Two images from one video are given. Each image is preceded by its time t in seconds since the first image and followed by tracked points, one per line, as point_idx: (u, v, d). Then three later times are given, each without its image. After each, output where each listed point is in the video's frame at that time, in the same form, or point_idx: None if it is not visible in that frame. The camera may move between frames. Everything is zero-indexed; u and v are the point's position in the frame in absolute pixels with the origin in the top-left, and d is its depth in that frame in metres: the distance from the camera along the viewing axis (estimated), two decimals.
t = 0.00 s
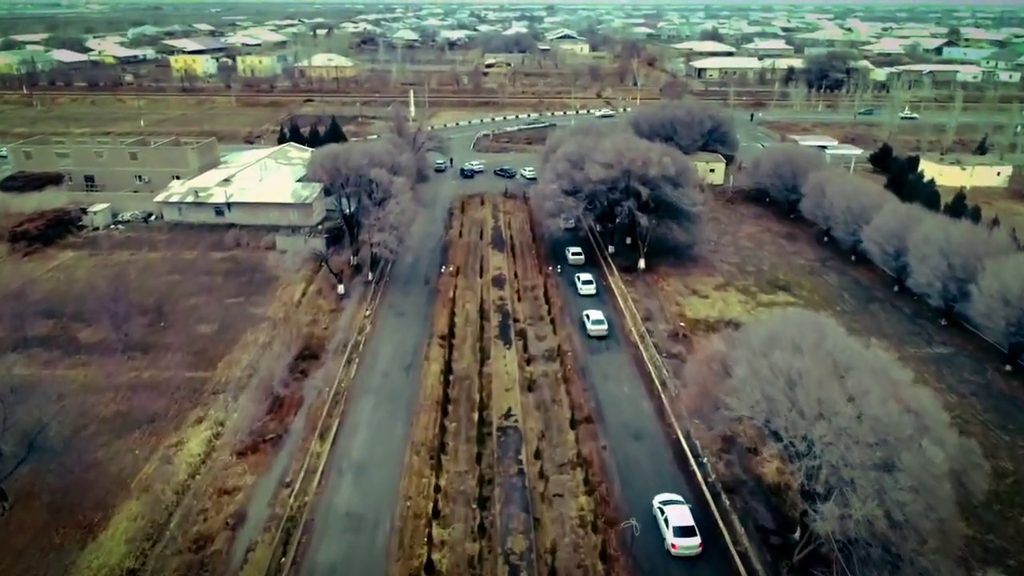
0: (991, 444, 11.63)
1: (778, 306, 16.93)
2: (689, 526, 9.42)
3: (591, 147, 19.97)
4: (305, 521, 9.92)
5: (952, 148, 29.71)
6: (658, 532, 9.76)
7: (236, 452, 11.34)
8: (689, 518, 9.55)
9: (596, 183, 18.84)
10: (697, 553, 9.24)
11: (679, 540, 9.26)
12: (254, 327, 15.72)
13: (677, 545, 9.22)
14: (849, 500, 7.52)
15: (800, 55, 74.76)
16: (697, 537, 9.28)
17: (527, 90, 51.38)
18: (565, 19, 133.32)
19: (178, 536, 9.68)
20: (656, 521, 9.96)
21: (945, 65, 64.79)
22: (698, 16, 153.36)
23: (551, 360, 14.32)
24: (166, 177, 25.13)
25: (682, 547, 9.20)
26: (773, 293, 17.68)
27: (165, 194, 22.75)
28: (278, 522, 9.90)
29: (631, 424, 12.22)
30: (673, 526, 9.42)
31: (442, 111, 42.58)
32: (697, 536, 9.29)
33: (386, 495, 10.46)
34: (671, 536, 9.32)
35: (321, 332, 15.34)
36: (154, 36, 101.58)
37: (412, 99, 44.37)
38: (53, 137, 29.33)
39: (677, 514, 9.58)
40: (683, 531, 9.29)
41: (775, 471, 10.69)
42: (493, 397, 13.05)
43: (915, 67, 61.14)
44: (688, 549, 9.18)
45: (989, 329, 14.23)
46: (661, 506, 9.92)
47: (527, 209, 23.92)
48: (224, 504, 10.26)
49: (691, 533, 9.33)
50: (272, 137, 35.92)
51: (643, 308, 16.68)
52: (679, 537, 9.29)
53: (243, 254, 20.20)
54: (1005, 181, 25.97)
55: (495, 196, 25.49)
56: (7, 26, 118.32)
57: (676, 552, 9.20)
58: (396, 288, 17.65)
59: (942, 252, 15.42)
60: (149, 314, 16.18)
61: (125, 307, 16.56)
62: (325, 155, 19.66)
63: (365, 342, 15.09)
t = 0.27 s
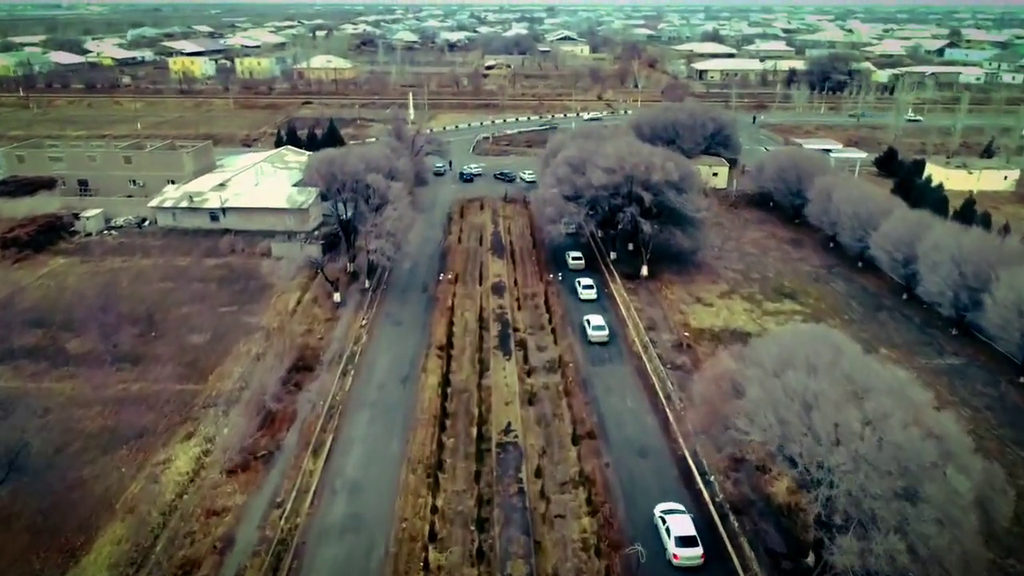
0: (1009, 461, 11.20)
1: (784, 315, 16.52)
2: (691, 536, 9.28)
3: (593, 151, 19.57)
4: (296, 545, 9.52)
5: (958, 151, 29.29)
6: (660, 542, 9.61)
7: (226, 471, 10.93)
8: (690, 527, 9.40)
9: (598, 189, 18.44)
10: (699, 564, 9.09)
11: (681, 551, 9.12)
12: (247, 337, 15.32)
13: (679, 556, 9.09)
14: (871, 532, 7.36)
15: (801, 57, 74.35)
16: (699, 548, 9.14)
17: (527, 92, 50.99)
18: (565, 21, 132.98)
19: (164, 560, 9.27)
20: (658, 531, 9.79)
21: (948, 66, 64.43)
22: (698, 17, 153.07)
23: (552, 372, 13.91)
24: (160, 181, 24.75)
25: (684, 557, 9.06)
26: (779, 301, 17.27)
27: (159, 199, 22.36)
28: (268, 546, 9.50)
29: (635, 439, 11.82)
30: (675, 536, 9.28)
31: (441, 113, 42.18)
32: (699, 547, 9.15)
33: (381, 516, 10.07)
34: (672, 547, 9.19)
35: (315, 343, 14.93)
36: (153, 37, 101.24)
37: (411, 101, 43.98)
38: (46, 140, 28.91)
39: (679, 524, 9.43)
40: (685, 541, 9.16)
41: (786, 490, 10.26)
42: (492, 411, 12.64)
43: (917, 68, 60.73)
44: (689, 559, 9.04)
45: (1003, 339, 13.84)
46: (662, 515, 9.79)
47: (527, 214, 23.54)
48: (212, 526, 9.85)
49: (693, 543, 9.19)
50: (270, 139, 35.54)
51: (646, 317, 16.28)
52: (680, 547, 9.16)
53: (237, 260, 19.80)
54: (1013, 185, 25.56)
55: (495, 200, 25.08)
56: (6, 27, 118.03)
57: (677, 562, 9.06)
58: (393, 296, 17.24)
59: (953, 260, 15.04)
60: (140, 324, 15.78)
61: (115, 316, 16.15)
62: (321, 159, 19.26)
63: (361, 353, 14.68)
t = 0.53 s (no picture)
0: None
1: (791, 324, 16.12)
2: (691, 547, 9.09)
3: (594, 156, 19.19)
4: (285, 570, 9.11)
5: (964, 154, 28.91)
6: (660, 552, 9.44)
7: (214, 491, 10.52)
8: (689, 537, 9.23)
9: (599, 195, 18.06)
10: None
11: (682, 561, 8.93)
12: (239, 348, 14.91)
13: (680, 566, 8.89)
14: (895, 570, 7.28)
15: (802, 59, 74.01)
16: (699, 559, 8.95)
17: (527, 94, 50.63)
18: (565, 22, 132.69)
19: None
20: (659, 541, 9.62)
21: (950, 68, 64.07)
22: (698, 19, 152.84)
23: (553, 385, 13.51)
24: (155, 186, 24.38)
25: (685, 568, 8.87)
26: (785, 309, 16.87)
27: (152, 205, 21.98)
28: (256, 571, 9.09)
29: (639, 456, 11.41)
30: (675, 547, 9.10)
31: (440, 116, 41.80)
32: (699, 558, 8.96)
33: (375, 539, 9.67)
34: (672, 558, 9.00)
35: (309, 355, 14.52)
36: (152, 39, 100.95)
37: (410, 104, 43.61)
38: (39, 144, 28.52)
39: (679, 534, 9.25)
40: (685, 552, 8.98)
41: (796, 512, 9.85)
42: (491, 426, 12.23)
43: (919, 71, 60.37)
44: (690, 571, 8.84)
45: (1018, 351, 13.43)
46: (662, 524, 9.63)
47: (527, 219, 23.15)
48: (198, 550, 9.44)
49: (693, 554, 9.00)
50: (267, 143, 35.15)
51: (649, 326, 15.88)
52: (680, 558, 8.96)
53: (231, 267, 19.41)
54: (1020, 190, 25.16)
55: (494, 205, 24.70)
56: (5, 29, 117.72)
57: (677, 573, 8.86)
58: (389, 305, 16.84)
59: (965, 269, 14.65)
60: (130, 334, 15.38)
61: (105, 326, 15.75)
62: (317, 165, 18.88)
63: (356, 365, 14.26)
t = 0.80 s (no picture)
0: None
1: (798, 335, 15.67)
2: (691, 560, 8.88)
3: (595, 162, 18.75)
4: None
5: (970, 158, 28.46)
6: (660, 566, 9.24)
7: (199, 514, 10.06)
8: (691, 551, 9.01)
9: (600, 202, 17.63)
10: None
11: None
12: (230, 361, 14.46)
13: None
14: None
15: (803, 61, 73.67)
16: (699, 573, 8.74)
17: (527, 97, 50.23)
18: (565, 25, 132.32)
19: None
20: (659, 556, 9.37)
21: (952, 70, 63.66)
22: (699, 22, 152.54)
23: (553, 400, 13.05)
24: (147, 191, 23.95)
25: None
26: (791, 319, 16.41)
27: (144, 211, 21.54)
28: None
29: (643, 477, 10.93)
30: (674, 560, 8.90)
31: (439, 119, 41.38)
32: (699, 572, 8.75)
33: (367, 565, 9.20)
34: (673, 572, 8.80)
35: (301, 368, 14.04)
36: (151, 41, 100.60)
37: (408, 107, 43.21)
38: (31, 148, 28.05)
39: (681, 548, 9.01)
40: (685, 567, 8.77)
41: (807, 537, 9.38)
42: (489, 444, 11.77)
43: (922, 73, 59.95)
44: None
45: None
46: (662, 537, 9.40)
47: (526, 225, 22.71)
48: None
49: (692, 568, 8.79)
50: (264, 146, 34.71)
51: (652, 337, 15.42)
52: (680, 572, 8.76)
53: (224, 275, 18.96)
54: None
55: (493, 210, 24.26)
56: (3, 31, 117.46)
57: None
58: (385, 315, 16.38)
59: (979, 279, 14.21)
60: (117, 346, 14.94)
61: (91, 337, 15.31)
62: (311, 170, 18.43)
63: (350, 379, 13.79)
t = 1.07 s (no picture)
0: None
1: (804, 343, 15.27)
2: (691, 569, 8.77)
3: (595, 166, 18.33)
4: None
5: (976, 161, 28.05)
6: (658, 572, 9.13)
7: (184, 536, 9.66)
8: (692, 560, 8.89)
9: (602, 208, 17.23)
10: None
11: None
12: (221, 372, 14.05)
13: None
14: None
15: (804, 62, 73.30)
16: None
17: (527, 98, 49.86)
18: (564, 25, 131.93)
19: None
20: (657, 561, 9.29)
21: (954, 71, 63.24)
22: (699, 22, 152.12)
23: (553, 413, 12.65)
24: (141, 195, 23.57)
25: None
26: (797, 327, 16.01)
27: (137, 215, 21.15)
28: None
29: (646, 496, 10.54)
30: (675, 568, 8.79)
31: (438, 120, 40.99)
32: None
33: None
34: None
35: (294, 379, 13.64)
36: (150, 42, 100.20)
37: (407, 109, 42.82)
38: (24, 151, 27.66)
39: (681, 556, 8.93)
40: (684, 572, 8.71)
41: (819, 561, 8.99)
42: (486, 460, 11.37)
43: (924, 73, 59.54)
44: None
45: None
46: (662, 544, 9.29)
47: (526, 229, 22.32)
48: None
49: None
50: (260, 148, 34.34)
51: (655, 346, 15.02)
52: None
53: (217, 281, 18.58)
54: None
55: (492, 214, 23.86)
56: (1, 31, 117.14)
57: None
58: (381, 323, 15.99)
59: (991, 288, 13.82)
60: (106, 356, 14.56)
61: (79, 346, 14.92)
62: (305, 175, 18.01)
63: (344, 391, 13.38)
